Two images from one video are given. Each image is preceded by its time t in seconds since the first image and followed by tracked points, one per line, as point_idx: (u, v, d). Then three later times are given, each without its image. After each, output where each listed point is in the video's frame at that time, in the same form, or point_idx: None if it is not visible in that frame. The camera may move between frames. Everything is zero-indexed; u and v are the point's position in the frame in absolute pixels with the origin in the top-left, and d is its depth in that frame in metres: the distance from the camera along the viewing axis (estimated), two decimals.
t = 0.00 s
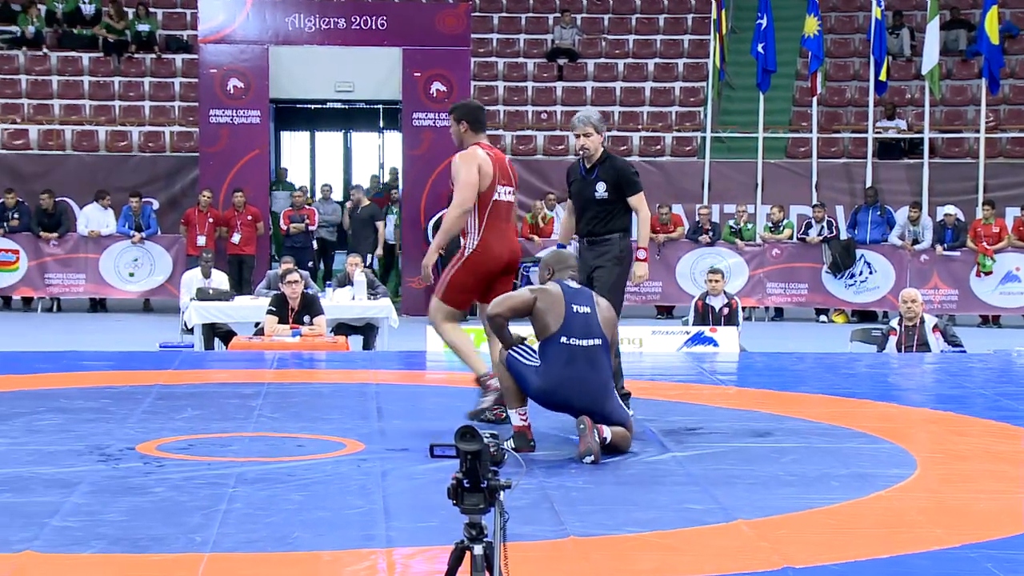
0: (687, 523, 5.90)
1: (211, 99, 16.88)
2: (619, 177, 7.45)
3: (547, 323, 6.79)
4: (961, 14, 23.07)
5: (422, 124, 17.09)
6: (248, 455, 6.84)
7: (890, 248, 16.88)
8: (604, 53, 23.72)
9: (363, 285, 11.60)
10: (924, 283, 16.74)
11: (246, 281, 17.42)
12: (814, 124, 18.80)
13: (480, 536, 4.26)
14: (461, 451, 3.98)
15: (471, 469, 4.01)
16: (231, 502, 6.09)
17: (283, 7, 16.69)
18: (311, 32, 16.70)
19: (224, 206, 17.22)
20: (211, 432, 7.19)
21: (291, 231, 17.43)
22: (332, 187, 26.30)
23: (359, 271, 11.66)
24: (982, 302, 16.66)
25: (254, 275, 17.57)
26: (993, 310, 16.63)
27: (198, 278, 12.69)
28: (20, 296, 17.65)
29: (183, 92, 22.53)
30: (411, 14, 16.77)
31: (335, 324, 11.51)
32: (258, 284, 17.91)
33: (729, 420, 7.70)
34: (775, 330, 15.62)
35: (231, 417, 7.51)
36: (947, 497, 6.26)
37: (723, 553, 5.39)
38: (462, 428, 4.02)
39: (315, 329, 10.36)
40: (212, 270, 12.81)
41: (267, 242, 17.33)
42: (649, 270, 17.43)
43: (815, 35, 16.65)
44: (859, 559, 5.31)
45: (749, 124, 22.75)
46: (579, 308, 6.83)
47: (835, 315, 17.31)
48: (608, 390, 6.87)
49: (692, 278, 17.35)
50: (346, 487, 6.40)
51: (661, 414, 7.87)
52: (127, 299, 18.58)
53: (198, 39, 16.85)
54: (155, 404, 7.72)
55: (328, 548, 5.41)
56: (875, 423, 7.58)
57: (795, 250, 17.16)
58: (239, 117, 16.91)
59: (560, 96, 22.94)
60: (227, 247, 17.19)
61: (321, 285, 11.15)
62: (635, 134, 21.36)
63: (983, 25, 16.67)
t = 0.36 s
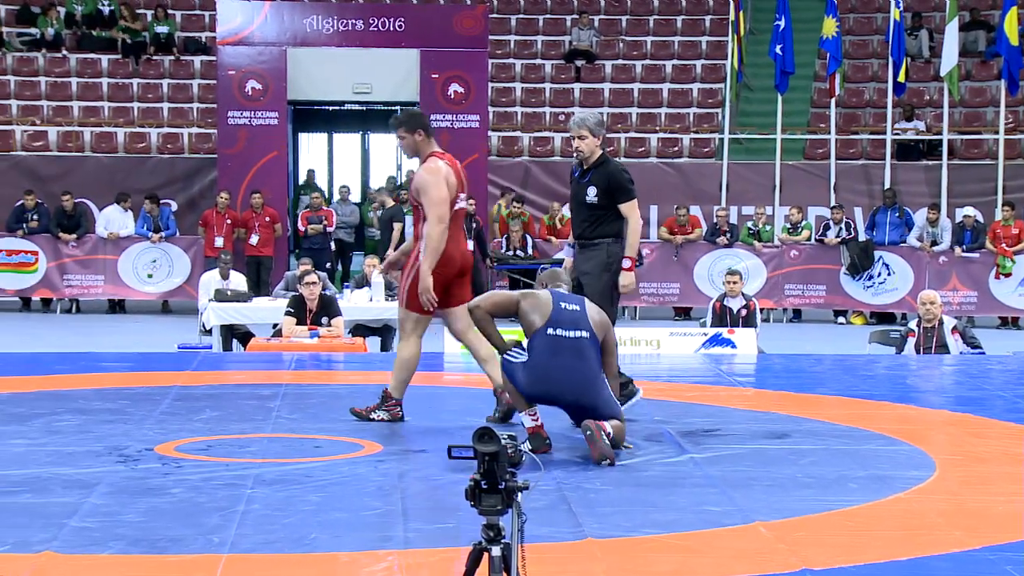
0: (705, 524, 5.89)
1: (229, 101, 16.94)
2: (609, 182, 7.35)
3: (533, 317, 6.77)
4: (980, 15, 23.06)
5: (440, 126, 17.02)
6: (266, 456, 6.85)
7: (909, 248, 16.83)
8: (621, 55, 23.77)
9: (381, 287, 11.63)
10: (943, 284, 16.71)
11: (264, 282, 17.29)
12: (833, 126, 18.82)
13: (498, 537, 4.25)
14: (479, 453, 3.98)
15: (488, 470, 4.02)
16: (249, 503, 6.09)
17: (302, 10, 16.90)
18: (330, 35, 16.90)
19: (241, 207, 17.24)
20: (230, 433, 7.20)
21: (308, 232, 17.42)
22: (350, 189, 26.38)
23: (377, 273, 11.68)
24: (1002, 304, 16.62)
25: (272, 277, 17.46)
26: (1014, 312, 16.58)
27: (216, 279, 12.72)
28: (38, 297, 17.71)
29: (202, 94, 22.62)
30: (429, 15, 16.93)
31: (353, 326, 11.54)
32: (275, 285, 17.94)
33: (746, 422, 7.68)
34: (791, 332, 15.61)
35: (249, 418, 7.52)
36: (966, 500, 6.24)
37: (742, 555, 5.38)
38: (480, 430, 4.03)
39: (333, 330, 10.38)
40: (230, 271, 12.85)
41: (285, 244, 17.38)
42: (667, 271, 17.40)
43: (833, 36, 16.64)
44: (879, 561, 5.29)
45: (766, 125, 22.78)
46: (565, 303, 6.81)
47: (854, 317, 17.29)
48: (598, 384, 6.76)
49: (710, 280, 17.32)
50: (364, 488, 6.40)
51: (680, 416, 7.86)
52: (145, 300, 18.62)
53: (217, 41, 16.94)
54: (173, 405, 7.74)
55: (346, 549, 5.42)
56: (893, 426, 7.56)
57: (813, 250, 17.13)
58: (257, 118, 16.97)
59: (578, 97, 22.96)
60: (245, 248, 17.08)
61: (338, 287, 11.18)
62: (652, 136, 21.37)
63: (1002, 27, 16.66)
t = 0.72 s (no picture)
0: (728, 525, 5.88)
1: (253, 102, 17.00)
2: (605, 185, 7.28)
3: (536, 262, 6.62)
4: (1006, 14, 22.98)
5: (463, 126, 17.16)
6: (290, 455, 6.86)
7: (933, 249, 16.78)
8: (644, 55, 23.77)
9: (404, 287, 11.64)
10: (968, 284, 16.62)
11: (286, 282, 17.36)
12: (856, 126, 18.81)
13: (521, 538, 4.25)
14: (502, 453, 3.99)
15: (512, 470, 4.02)
16: (273, 502, 6.11)
17: (325, 10, 16.93)
18: (354, 35, 16.91)
19: (265, 207, 17.22)
20: (253, 433, 7.23)
21: (331, 232, 17.49)
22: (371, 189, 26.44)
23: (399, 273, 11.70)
24: None
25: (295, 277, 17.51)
26: None
27: (240, 279, 12.76)
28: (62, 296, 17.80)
29: (226, 94, 22.72)
30: (453, 14, 16.96)
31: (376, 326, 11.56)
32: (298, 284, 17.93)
33: (770, 423, 7.68)
34: (815, 332, 15.56)
35: (273, 418, 7.55)
36: (991, 501, 6.21)
37: (764, 555, 5.38)
38: (503, 429, 4.03)
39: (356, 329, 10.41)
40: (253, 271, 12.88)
41: (308, 243, 17.44)
42: (689, 271, 17.42)
43: (857, 35, 16.61)
44: (902, 562, 5.28)
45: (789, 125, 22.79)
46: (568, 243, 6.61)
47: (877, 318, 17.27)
48: (607, 313, 6.42)
49: (733, 280, 17.31)
50: (387, 488, 6.41)
51: (703, 416, 7.85)
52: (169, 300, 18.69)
53: (241, 41, 16.99)
54: (197, 405, 7.77)
55: (369, 548, 5.42)
56: (918, 427, 7.53)
57: (837, 251, 17.11)
58: (281, 118, 17.01)
59: (600, 97, 22.96)
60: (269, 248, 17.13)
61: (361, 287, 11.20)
62: (675, 136, 21.32)
63: None
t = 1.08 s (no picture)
0: (756, 526, 5.86)
1: (280, 102, 17.03)
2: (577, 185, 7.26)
3: (560, 221, 6.44)
4: None
5: (490, 126, 17.19)
6: (318, 455, 6.88)
7: (962, 249, 16.72)
8: (671, 55, 23.75)
9: (431, 287, 11.66)
10: (998, 285, 16.48)
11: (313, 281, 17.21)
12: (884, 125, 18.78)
13: (548, 537, 4.24)
14: (530, 453, 3.95)
15: (540, 471, 3.99)
16: (301, 502, 6.12)
17: (353, 10, 16.95)
18: (382, 35, 16.96)
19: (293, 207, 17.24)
20: (281, 433, 7.24)
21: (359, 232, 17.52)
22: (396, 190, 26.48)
23: (426, 273, 11.72)
24: None
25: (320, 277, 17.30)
26: None
27: (267, 279, 12.79)
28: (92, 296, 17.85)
29: (254, 95, 22.77)
30: (480, 15, 17.00)
31: (403, 326, 11.58)
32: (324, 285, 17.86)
33: (798, 423, 7.66)
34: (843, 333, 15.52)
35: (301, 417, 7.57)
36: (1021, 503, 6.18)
37: (792, 556, 5.37)
38: (532, 429, 3.99)
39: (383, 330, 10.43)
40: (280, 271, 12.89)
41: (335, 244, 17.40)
42: (717, 270, 17.44)
43: (886, 35, 16.57)
44: (931, 564, 5.25)
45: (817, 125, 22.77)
46: (585, 198, 6.49)
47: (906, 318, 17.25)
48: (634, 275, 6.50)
49: (760, 280, 17.29)
50: (414, 488, 6.41)
51: (730, 416, 7.84)
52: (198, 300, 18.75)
53: (269, 42, 17.01)
54: (225, 404, 7.79)
55: (395, 548, 5.42)
56: (947, 428, 7.50)
57: (865, 252, 17.09)
58: (308, 119, 17.03)
59: (628, 98, 22.95)
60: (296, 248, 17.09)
61: (388, 287, 11.21)
62: (703, 136, 21.29)
63: None
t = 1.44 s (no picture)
0: (792, 527, 5.84)
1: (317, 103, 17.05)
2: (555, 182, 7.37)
3: (611, 211, 6.51)
4: None
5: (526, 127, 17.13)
6: (353, 455, 6.89)
7: (999, 250, 16.63)
8: (707, 55, 23.75)
9: (466, 287, 11.69)
10: None
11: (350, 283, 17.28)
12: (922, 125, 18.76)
13: (584, 538, 4.22)
14: (567, 453, 3.93)
15: (577, 472, 3.95)
16: (336, 502, 6.12)
17: (388, 11, 17.06)
18: (417, 36, 17.08)
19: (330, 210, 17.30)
20: (317, 433, 7.26)
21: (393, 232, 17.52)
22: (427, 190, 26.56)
23: (461, 273, 11.76)
24: None
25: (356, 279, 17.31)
26: None
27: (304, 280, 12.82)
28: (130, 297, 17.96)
29: (290, 95, 22.85)
30: (514, 15, 17.13)
31: (439, 326, 11.62)
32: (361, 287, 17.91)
33: (834, 424, 7.64)
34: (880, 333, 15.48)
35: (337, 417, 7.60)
36: None
37: (828, 557, 5.34)
38: (569, 430, 4.00)
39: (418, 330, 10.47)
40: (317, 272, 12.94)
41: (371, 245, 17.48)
42: (752, 271, 17.40)
43: (923, 35, 16.53)
44: (969, 567, 5.22)
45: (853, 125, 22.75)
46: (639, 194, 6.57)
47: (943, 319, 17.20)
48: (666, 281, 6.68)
49: (796, 280, 17.27)
50: (450, 488, 6.41)
51: (766, 417, 7.83)
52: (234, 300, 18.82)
53: (304, 43, 17.09)
54: (260, 404, 7.82)
55: (431, 548, 5.41)
56: (984, 430, 7.46)
57: (901, 253, 17.02)
58: (343, 119, 17.03)
59: (663, 98, 22.98)
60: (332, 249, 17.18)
61: (423, 287, 11.23)
62: (739, 136, 21.30)
63: None
